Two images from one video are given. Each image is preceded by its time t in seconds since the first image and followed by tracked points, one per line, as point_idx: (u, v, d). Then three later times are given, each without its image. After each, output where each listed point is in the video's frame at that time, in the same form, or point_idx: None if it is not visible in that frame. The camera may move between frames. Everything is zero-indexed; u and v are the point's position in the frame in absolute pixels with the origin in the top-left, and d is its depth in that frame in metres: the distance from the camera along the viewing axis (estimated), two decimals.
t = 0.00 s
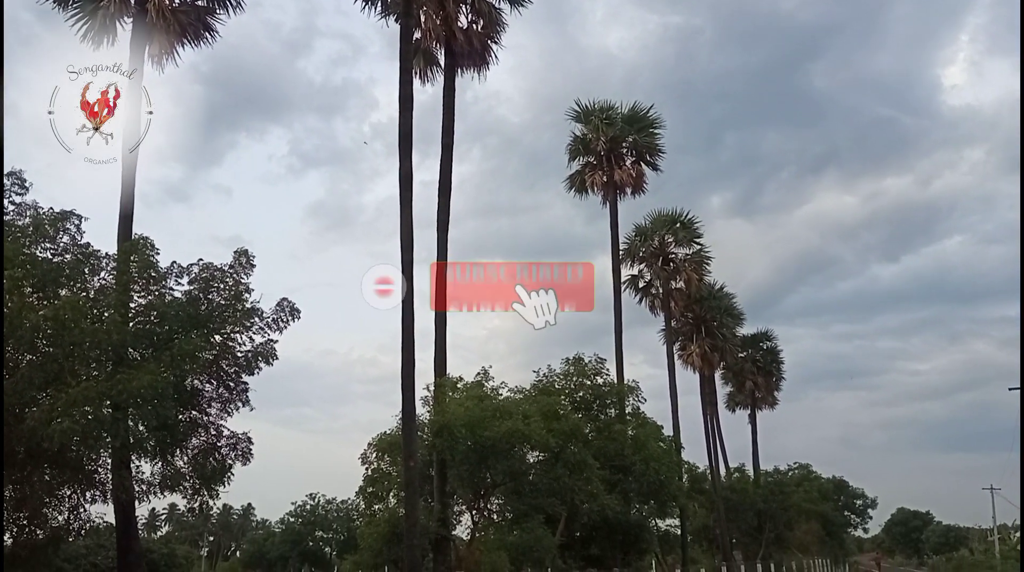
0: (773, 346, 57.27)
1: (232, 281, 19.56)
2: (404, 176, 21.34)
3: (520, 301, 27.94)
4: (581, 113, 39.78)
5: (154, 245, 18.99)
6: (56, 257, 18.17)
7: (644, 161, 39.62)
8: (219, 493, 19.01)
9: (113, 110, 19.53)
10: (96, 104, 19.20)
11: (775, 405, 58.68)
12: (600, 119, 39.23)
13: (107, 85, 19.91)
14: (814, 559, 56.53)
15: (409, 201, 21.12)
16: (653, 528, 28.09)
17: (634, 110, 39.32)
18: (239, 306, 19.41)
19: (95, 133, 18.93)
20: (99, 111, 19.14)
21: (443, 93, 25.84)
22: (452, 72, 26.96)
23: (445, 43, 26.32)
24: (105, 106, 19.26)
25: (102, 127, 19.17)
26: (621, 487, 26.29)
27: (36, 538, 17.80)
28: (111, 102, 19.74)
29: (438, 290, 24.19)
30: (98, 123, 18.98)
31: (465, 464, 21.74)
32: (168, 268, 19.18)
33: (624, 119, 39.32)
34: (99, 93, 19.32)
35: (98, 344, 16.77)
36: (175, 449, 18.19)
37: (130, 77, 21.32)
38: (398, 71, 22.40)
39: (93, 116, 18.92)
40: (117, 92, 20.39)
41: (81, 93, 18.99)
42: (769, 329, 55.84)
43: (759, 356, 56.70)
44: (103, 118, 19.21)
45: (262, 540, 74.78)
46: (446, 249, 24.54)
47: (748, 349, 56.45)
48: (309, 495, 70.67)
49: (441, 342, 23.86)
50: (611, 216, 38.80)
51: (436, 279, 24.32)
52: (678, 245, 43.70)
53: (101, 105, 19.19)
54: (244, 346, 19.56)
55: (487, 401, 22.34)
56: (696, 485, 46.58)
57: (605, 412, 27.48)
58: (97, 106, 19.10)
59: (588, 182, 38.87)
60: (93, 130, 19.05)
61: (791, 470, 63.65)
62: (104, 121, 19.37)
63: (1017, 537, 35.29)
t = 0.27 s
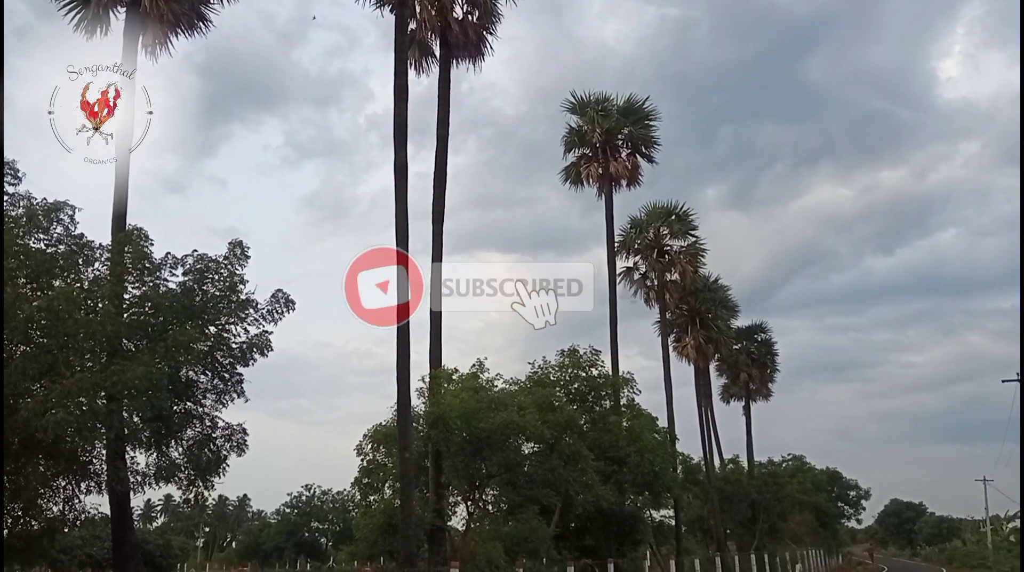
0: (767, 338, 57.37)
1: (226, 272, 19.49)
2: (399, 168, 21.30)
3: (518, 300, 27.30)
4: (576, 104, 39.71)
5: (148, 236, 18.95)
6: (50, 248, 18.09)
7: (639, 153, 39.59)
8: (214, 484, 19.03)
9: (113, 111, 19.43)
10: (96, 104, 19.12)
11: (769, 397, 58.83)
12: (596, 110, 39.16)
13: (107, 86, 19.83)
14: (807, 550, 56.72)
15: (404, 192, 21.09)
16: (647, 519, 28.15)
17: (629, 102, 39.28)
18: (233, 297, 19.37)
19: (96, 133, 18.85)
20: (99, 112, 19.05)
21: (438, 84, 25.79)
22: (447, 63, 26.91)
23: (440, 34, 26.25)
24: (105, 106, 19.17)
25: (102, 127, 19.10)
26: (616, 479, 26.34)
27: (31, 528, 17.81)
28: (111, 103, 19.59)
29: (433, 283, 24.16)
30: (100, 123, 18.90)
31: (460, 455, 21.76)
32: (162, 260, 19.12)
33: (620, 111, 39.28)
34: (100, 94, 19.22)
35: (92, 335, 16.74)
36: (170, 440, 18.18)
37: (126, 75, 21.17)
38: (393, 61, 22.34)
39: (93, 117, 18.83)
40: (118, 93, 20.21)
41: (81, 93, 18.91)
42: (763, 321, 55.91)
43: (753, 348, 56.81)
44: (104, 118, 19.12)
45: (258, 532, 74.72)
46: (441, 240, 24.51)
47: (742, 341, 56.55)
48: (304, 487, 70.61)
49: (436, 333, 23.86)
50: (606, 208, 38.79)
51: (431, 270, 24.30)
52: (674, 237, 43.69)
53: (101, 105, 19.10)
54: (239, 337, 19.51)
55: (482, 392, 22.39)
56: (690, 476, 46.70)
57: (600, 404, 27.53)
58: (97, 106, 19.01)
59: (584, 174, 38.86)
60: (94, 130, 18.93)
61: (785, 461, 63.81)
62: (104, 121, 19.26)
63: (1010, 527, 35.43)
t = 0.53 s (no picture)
0: (758, 330, 57.56)
1: (217, 262, 19.43)
2: (391, 158, 21.24)
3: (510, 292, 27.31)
4: (570, 95, 39.65)
5: (137, 225, 18.86)
6: (39, 236, 17.97)
7: (632, 145, 39.59)
8: (204, 474, 19.01)
9: (114, 111, 19.17)
10: (96, 104, 18.88)
11: (760, 389, 59.04)
12: (589, 101, 39.11)
13: (108, 85, 19.55)
14: (795, 540, 57.10)
15: (396, 182, 21.03)
16: (637, 510, 28.27)
17: (622, 93, 39.25)
18: (224, 287, 19.31)
19: (95, 133, 18.54)
20: (99, 112, 18.82)
21: (431, 74, 25.71)
22: (440, 53, 26.83)
23: (433, 24, 26.16)
24: (105, 105, 18.92)
25: (102, 127, 18.77)
26: (606, 469, 26.43)
27: (20, 518, 17.75)
28: (111, 102, 19.32)
29: (425, 273, 24.13)
30: (100, 123, 18.61)
31: (451, 445, 21.78)
32: (152, 249, 19.03)
33: (613, 102, 39.25)
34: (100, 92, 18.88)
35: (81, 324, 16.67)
36: (160, 429, 18.14)
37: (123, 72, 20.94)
38: (386, 51, 22.25)
39: (93, 116, 18.55)
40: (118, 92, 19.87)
41: (80, 93, 18.71)
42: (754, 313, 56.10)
43: (744, 340, 56.99)
44: (104, 118, 18.85)
45: (249, 521, 74.81)
46: (433, 231, 24.47)
47: (733, 333, 56.73)
48: (295, 476, 70.69)
49: (427, 324, 23.85)
50: (598, 200, 38.78)
51: (423, 261, 24.27)
52: (666, 229, 43.73)
53: (101, 105, 18.86)
54: (229, 327, 19.46)
55: (473, 383, 22.44)
56: (680, 468, 46.90)
57: (591, 395, 27.60)
58: (96, 106, 18.78)
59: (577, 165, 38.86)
60: (95, 131, 18.64)
61: (774, 452, 64.16)
62: (104, 122, 18.97)
63: (996, 519, 35.74)
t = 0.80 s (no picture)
0: (750, 326, 57.70)
1: (208, 258, 19.36)
2: (384, 154, 21.19)
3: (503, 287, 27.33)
4: (562, 91, 39.61)
5: (129, 221, 18.78)
6: (29, 232, 17.89)
7: (625, 140, 39.58)
8: (196, 470, 18.98)
9: (114, 111, 19.07)
10: (96, 104, 18.81)
11: (752, 384, 59.20)
12: (582, 97, 39.08)
13: (107, 85, 19.46)
14: (788, 535, 57.27)
15: (389, 178, 20.99)
16: (630, 505, 28.32)
17: (615, 89, 39.24)
18: (216, 283, 19.25)
19: (95, 133, 18.48)
20: (99, 111, 18.77)
21: (424, 69, 25.67)
22: (433, 48, 26.79)
23: (426, 19, 26.11)
24: (106, 105, 18.84)
25: (103, 127, 18.72)
26: (599, 465, 26.43)
27: (11, 514, 17.72)
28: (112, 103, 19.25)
29: (418, 269, 24.09)
30: (100, 123, 18.56)
31: (444, 441, 21.77)
32: (143, 245, 18.95)
33: (606, 98, 39.23)
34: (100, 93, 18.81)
35: (72, 320, 16.60)
36: (151, 425, 18.08)
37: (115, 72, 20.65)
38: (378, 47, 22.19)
39: (93, 116, 18.49)
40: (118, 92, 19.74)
41: (80, 93, 18.65)
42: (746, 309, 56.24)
43: (736, 335, 57.13)
44: (104, 118, 18.78)
45: (242, 517, 74.71)
46: (426, 227, 24.44)
47: (725, 329, 56.86)
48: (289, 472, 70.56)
49: (420, 319, 23.83)
50: (591, 196, 38.77)
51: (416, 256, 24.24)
52: (659, 225, 43.68)
53: (101, 105, 18.79)
54: (221, 323, 19.40)
55: (466, 378, 22.41)
56: (673, 463, 47.03)
57: (584, 390, 27.64)
58: (96, 106, 18.71)
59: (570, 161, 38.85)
60: (95, 130, 18.55)
61: (767, 447, 64.31)
62: (105, 122, 18.89)
63: (986, 513, 35.86)
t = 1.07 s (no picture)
0: (749, 318, 57.70)
1: (207, 249, 19.32)
2: (382, 146, 21.13)
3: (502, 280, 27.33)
4: (561, 83, 39.52)
5: (126, 213, 18.73)
6: (27, 224, 17.84)
7: (624, 132, 39.51)
8: (196, 461, 18.99)
9: (114, 111, 18.97)
10: (96, 104, 18.72)
11: (751, 376, 59.23)
12: (581, 89, 38.98)
13: (107, 85, 19.36)
14: (786, 526, 57.38)
15: (387, 170, 20.93)
16: (629, 497, 28.34)
17: (614, 81, 39.14)
18: (214, 274, 19.22)
19: (95, 133, 18.37)
20: (99, 112, 18.67)
21: (422, 60, 25.59)
22: (431, 39, 26.71)
23: (424, 10, 26.01)
24: (105, 105, 18.75)
25: (103, 127, 18.63)
26: (598, 457, 26.46)
27: (11, 505, 17.73)
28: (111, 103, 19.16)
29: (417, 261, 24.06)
30: (100, 122, 18.47)
31: (443, 433, 21.80)
32: (142, 236, 18.91)
33: (605, 90, 39.13)
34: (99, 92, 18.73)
35: (70, 312, 16.59)
36: (151, 417, 18.08)
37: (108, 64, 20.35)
38: (377, 38, 22.11)
39: (93, 116, 18.39)
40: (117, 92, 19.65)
41: (80, 93, 18.57)
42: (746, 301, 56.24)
43: (735, 328, 57.15)
44: (104, 118, 18.67)
45: (242, 509, 74.84)
46: (425, 219, 24.39)
47: (724, 321, 56.88)
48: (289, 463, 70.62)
49: (419, 312, 23.81)
50: (590, 188, 38.72)
51: (415, 249, 24.20)
52: (658, 217, 43.64)
53: (101, 105, 18.71)
54: (220, 315, 19.37)
55: (465, 370, 22.42)
56: (672, 454, 47.10)
57: (583, 382, 27.65)
58: (96, 106, 18.63)
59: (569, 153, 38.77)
60: (95, 130, 18.45)
61: (766, 439, 64.38)
62: (105, 122, 18.78)
63: (985, 505, 35.91)
